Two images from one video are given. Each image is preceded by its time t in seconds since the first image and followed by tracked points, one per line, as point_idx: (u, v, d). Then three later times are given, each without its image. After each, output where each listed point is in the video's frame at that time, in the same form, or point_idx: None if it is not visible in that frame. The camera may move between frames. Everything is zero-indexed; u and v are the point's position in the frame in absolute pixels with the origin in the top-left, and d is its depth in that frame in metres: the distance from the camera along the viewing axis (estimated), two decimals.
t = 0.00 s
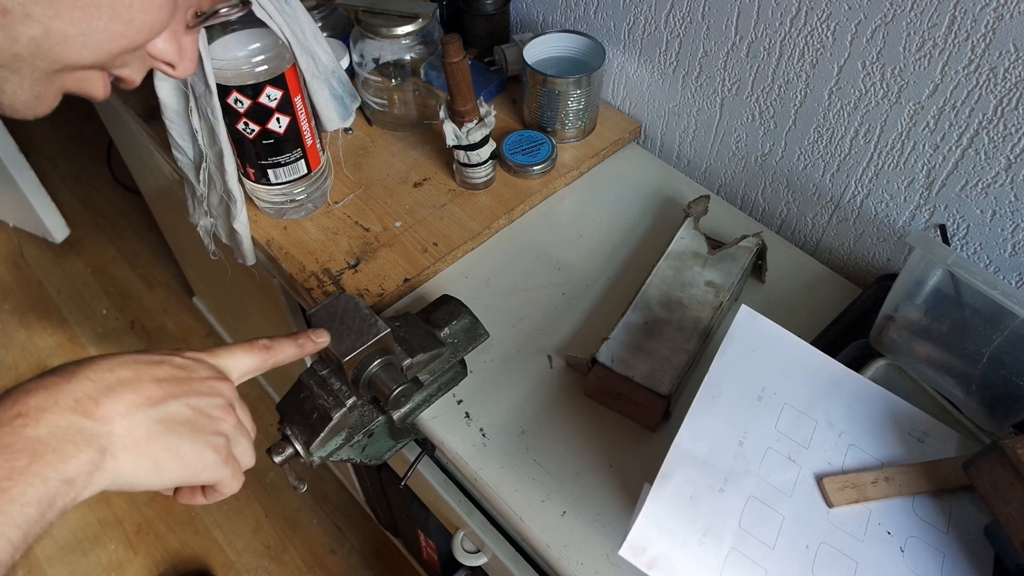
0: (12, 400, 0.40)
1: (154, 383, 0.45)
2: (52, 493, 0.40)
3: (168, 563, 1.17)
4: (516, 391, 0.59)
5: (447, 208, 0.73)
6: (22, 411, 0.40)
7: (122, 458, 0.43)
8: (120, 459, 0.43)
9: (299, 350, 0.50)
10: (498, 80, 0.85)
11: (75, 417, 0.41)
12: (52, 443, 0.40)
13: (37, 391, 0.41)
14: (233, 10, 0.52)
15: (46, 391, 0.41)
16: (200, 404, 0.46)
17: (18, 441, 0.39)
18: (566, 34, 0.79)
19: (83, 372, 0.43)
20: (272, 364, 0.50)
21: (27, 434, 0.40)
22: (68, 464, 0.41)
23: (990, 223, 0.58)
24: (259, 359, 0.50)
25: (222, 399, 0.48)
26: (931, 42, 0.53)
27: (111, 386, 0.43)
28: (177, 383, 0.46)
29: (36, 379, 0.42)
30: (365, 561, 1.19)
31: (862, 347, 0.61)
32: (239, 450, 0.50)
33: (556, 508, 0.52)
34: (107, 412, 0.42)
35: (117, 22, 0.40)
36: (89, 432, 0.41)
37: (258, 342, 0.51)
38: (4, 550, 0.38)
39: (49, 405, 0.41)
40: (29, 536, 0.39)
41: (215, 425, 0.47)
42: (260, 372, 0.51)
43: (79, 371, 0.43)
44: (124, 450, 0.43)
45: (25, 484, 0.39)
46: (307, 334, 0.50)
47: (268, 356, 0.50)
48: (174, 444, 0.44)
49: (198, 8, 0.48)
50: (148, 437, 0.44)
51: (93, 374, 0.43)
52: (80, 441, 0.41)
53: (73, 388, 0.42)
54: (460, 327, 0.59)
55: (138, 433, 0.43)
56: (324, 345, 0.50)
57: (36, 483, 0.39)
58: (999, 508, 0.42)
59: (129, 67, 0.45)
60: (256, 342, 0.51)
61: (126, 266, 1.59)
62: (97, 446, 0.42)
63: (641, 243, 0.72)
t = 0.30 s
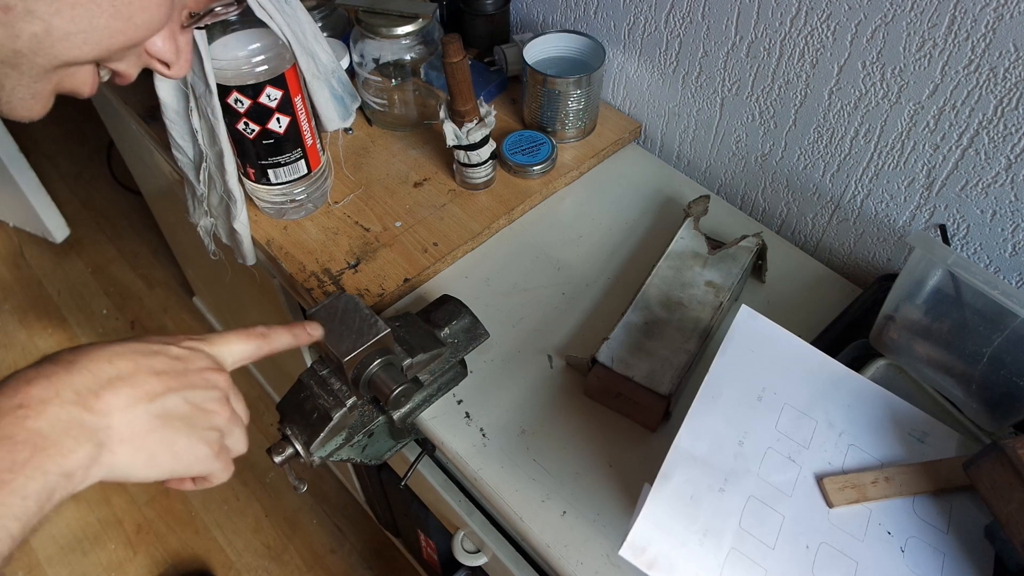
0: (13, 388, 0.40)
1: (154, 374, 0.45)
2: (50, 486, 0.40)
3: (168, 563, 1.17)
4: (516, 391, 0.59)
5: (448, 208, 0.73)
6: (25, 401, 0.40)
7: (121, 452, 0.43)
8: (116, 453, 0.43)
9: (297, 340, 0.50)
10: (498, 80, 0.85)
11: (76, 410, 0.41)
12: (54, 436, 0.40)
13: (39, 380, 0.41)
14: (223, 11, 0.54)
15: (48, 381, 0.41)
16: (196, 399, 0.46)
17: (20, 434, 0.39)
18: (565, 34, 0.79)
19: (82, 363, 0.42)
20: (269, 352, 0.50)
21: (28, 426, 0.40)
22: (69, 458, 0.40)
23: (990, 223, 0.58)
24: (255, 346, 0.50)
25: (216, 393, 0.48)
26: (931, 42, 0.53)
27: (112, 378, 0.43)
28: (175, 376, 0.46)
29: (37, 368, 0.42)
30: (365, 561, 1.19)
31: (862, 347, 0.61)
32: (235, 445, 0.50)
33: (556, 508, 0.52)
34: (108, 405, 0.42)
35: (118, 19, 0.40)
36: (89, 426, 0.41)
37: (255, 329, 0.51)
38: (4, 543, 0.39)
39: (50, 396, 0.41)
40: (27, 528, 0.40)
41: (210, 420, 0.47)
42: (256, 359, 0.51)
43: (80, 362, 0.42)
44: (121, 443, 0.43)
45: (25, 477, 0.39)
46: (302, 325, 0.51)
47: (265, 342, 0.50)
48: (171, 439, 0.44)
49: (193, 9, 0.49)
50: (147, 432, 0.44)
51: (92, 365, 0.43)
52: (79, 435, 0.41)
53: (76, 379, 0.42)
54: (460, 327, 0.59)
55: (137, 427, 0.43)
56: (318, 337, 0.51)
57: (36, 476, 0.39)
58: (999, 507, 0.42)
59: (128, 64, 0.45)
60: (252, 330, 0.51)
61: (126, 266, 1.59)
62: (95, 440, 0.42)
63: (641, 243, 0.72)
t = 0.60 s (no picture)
0: (15, 384, 0.40)
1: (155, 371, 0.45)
2: (48, 483, 0.41)
3: (168, 563, 1.17)
4: (516, 391, 0.59)
5: (447, 208, 0.73)
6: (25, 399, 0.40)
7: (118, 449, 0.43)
8: (115, 449, 0.43)
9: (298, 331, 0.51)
10: (498, 80, 0.85)
11: (77, 408, 0.41)
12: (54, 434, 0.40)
13: (40, 376, 0.41)
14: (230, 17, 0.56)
15: (49, 378, 0.41)
16: (196, 395, 0.47)
17: (21, 431, 0.39)
18: (565, 34, 0.79)
19: (83, 359, 0.42)
20: (271, 341, 0.51)
21: (28, 423, 0.40)
22: (69, 455, 0.41)
23: (990, 223, 0.58)
24: (258, 335, 0.51)
25: (217, 386, 0.48)
26: (931, 42, 0.53)
27: (112, 374, 0.43)
28: (177, 371, 0.46)
29: (36, 363, 0.42)
30: (365, 561, 1.19)
31: (862, 347, 0.61)
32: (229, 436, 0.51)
33: (556, 508, 0.52)
34: (110, 402, 0.43)
35: (127, 21, 0.40)
36: (89, 423, 0.42)
37: (257, 318, 0.51)
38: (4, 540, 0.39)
39: (51, 393, 0.41)
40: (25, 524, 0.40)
41: (209, 415, 0.48)
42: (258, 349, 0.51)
43: (81, 358, 0.42)
44: (120, 441, 0.43)
45: (25, 475, 0.39)
46: (305, 317, 0.51)
47: (265, 331, 0.51)
48: (170, 435, 0.45)
49: (199, 14, 0.50)
50: (146, 430, 0.44)
51: (92, 361, 0.43)
52: (79, 433, 0.41)
53: (75, 378, 0.42)
54: (460, 327, 0.59)
55: (136, 425, 0.44)
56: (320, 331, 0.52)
57: (35, 473, 0.40)
58: (999, 507, 0.42)
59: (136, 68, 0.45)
60: (254, 319, 0.51)
61: (126, 266, 1.59)
62: (94, 438, 0.42)
63: (641, 243, 0.72)
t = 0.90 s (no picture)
0: (31, 382, 0.40)
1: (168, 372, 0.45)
2: (60, 484, 0.40)
3: (168, 563, 1.17)
4: (516, 391, 0.59)
5: (447, 208, 0.73)
6: (40, 398, 0.40)
7: (131, 451, 0.43)
8: (128, 450, 0.43)
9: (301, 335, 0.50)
10: (498, 80, 0.85)
11: (92, 408, 0.41)
12: (66, 434, 0.40)
13: (55, 375, 0.41)
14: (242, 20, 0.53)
15: (64, 377, 0.41)
16: (208, 398, 0.47)
17: (36, 431, 0.39)
18: (565, 34, 0.79)
19: (99, 358, 0.42)
20: (278, 346, 0.50)
21: (43, 423, 0.40)
22: (82, 455, 0.41)
23: (990, 223, 0.58)
24: (265, 341, 0.51)
25: (227, 390, 0.48)
26: (931, 42, 0.53)
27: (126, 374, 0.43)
28: (189, 373, 0.46)
29: (51, 362, 0.42)
30: (365, 561, 1.19)
31: (862, 347, 0.61)
32: (238, 440, 0.51)
33: (556, 508, 0.52)
34: (125, 402, 0.43)
35: (136, 26, 0.40)
36: (104, 424, 0.42)
37: (264, 324, 0.51)
38: (14, 542, 0.39)
39: (66, 392, 0.41)
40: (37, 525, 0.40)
41: (220, 419, 0.48)
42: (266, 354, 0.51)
43: (98, 357, 0.43)
44: (133, 441, 0.43)
45: (38, 475, 0.39)
46: (310, 324, 0.51)
47: (273, 337, 0.51)
48: (181, 438, 0.45)
49: (209, 18, 0.49)
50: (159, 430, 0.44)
51: (108, 361, 0.43)
52: (93, 433, 0.41)
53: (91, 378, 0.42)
54: (460, 327, 0.59)
55: (149, 426, 0.44)
56: (323, 336, 0.51)
57: (48, 473, 0.40)
58: (999, 507, 0.42)
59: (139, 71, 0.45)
60: (261, 325, 0.51)
61: (126, 266, 1.59)
62: (108, 439, 0.42)
63: (641, 243, 0.72)
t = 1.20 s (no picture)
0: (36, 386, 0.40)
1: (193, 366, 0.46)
2: (95, 474, 0.42)
3: (168, 563, 1.17)
4: (516, 391, 0.59)
5: (448, 208, 0.73)
6: (73, 392, 0.41)
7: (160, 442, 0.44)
8: (158, 442, 0.44)
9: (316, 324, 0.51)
10: (498, 80, 0.85)
11: (123, 402, 0.42)
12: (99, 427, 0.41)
13: (87, 369, 0.42)
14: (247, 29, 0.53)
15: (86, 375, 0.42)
16: (232, 390, 0.48)
17: (70, 424, 0.41)
18: (565, 34, 0.79)
19: (128, 353, 0.44)
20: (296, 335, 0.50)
21: (77, 416, 0.41)
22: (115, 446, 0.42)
23: (990, 223, 0.58)
24: (284, 332, 0.50)
25: (251, 381, 0.49)
26: (931, 42, 0.53)
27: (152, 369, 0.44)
28: (214, 366, 0.47)
29: (81, 358, 0.43)
30: (365, 561, 1.19)
31: (862, 347, 0.61)
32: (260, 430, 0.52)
33: (556, 508, 0.52)
34: (153, 396, 0.44)
35: (142, 32, 0.40)
36: (134, 416, 0.43)
37: (285, 315, 0.51)
38: (53, 529, 0.40)
39: (98, 386, 0.42)
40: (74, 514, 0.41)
41: (245, 410, 0.49)
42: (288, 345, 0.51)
43: (126, 352, 0.44)
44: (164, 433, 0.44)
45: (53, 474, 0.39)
46: (329, 310, 0.52)
47: (292, 327, 0.50)
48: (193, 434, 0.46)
49: (214, 24, 0.48)
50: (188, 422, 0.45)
51: (136, 356, 0.44)
52: (125, 425, 0.42)
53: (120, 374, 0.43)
54: (460, 327, 0.59)
55: (178, 418, 0.45)
56: (343, 321, 0.52)
57: (83, 464, 0.41)
58: (999, 507, 0.42)
59: (144, 74, 0.44)
60: (281, 316, 0.51)
61: (126, 266, 1.59)
62: (139, 430, 0.43)
63: (642, 243, 0.72)
